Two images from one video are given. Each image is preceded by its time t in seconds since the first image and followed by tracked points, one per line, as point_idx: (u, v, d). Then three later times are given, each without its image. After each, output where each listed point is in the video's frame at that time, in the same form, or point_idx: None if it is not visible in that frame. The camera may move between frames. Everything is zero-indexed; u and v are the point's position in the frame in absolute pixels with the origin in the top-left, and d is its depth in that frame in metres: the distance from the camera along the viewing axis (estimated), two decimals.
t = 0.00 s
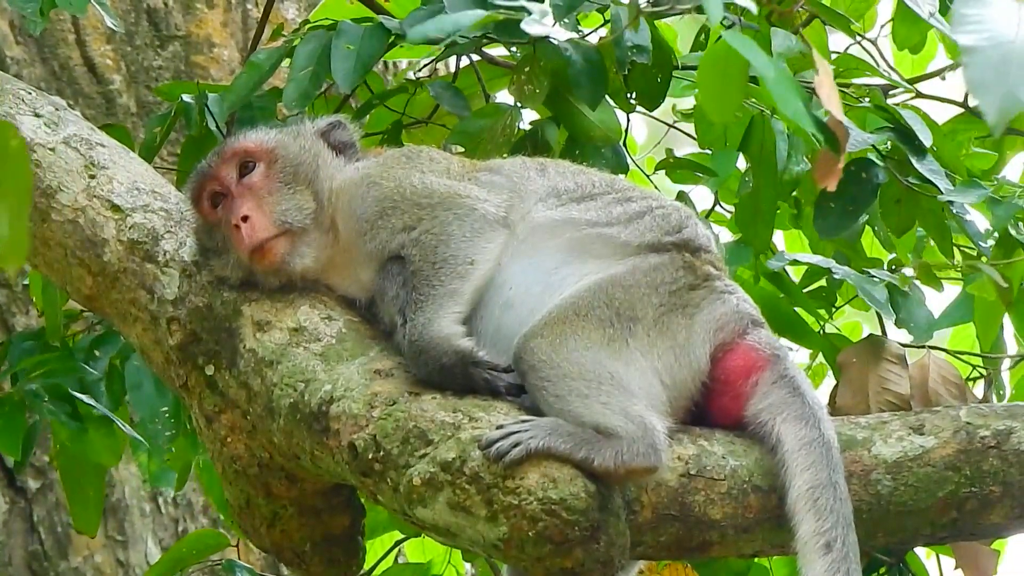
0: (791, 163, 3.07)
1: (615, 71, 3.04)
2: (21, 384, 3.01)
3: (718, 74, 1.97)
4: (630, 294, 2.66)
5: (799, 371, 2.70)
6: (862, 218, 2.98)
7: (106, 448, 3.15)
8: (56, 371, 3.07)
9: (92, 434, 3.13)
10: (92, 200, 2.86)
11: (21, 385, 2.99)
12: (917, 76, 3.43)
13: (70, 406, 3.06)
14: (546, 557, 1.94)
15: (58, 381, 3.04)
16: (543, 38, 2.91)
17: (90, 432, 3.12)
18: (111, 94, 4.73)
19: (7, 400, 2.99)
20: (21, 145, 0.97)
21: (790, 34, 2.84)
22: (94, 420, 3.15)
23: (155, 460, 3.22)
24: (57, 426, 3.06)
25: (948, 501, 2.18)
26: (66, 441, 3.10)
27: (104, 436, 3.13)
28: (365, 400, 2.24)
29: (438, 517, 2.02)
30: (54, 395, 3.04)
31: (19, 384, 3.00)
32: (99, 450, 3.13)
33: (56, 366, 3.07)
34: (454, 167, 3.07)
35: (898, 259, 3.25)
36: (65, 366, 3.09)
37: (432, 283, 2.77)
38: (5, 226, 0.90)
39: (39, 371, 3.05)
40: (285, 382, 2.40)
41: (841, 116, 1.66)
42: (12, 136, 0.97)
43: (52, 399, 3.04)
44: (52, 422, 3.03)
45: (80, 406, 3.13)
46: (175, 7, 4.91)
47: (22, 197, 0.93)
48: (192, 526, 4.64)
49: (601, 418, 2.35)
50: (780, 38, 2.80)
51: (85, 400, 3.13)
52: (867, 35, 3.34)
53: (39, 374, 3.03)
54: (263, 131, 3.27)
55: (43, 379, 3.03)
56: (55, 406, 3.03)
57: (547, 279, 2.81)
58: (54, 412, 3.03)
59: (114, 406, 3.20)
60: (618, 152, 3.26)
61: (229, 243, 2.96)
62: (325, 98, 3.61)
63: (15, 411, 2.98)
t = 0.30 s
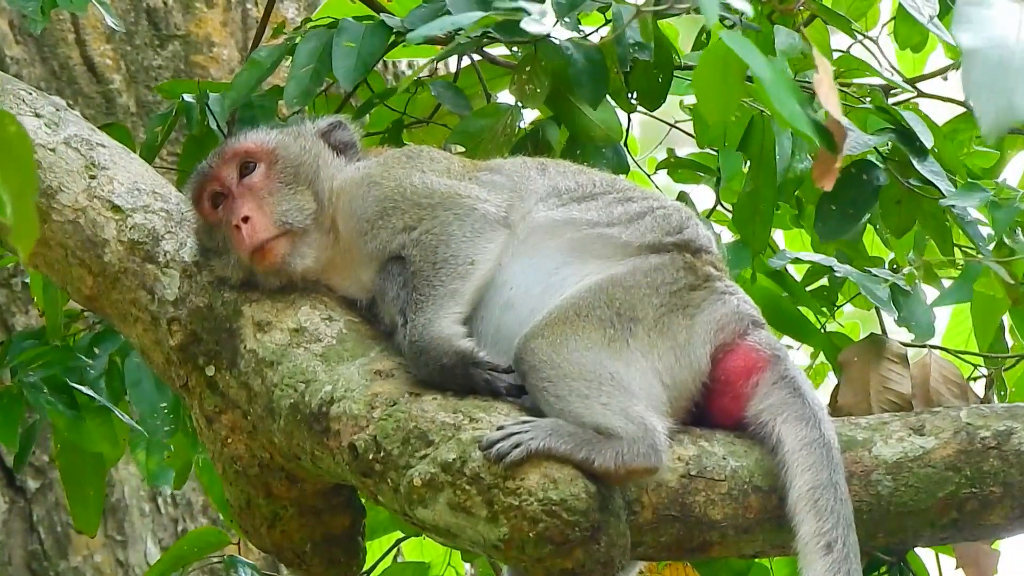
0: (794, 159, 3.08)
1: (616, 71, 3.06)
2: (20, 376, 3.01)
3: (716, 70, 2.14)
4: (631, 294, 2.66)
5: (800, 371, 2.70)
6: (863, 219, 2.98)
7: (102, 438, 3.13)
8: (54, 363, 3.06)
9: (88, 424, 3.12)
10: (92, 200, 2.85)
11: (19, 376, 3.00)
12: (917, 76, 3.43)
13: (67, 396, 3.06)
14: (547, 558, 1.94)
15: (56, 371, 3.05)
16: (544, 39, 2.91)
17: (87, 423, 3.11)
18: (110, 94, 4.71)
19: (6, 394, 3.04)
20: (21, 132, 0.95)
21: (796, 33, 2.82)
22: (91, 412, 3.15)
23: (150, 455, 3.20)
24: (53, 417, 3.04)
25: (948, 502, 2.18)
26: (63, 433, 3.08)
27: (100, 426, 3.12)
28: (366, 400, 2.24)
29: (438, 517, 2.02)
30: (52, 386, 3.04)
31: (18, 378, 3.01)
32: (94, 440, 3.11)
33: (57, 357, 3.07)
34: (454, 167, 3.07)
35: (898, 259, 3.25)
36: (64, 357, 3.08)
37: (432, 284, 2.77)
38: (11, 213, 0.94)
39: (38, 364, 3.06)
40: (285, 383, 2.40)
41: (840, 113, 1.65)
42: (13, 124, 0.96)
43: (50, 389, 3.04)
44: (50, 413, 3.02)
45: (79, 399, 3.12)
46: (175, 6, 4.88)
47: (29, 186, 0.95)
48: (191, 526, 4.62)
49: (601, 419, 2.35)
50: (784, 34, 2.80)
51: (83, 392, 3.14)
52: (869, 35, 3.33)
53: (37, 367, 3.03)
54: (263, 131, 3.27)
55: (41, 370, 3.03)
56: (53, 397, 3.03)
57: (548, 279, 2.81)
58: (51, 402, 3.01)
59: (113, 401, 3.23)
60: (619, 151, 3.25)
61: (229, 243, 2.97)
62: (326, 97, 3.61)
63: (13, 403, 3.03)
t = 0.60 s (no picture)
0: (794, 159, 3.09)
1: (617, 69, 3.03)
2: (23, 381, 3.00)
3: (691, 81, 2.69)
4: (631, 294, 2.66)
5: (800, 371, 2.70)
6: (863, 217, 2.98)
7: (106, 448, 3.13)
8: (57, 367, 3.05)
9: (91, 431, 3.11)
10: (93, 200, 2.85)
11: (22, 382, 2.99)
12: (918, 76, 3.43)
13: (70, 403, 3.06)
14: (547, 557, 1.94)
15: (60, 377, 3.03)
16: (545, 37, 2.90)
17: (90, 430, 3.10)
18: (110, 94, 4.71)
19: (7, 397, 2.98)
20: None
21: (794, 32, 2.89)
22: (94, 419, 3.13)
23: (156, 454, 3.17)
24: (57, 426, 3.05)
25: (948, 502, 2.18)
26: (65, 439, 3.08)
27: (103, 434, 3.11)
28: (366, 400, 2.24)
29: (438, 517, 2.02)
30: (56, 393, 3.03)
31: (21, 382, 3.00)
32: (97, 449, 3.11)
33: (61, 363, 3.06)
34: (455, 166, 3.07)
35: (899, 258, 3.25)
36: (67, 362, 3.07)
37: (433, 283, 2.77)
38: None
39: (42, 368, 3.03)
40: (285, 383, 2.40)
41: (822, 121, 1.64)
42: None
43: (53, 395, 3.03)
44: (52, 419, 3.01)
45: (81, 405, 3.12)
46: (175, 6, 4.87)
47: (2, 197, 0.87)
48: (191, 526, 4.61)
49: (602, 419, 2.35)
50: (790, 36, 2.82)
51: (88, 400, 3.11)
52: (868, 36, 3.33)
53: (41, 371, 3.02)
54: (264, 131, 3.27)
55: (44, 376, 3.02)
56: (56, 403, 3.03)
57: (548, 278, 2.81)
58: (55, 408, 3.02)
59: (114, 403, 3.20)
60: (620, 151, 3.26)
61: (229, 243, 2.97)
62: (326, 97, 3.61)
63: (16, 407, 2.96)
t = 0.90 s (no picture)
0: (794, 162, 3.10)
1: (617, 71, 3.03)
2: (22, 378, 2.98)
3: (711, 76, 2.02)
4: (631, 295, 2.66)
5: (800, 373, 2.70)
6: (863, 219, 2.99)
7: (104, 445, 3.08)
8: (56, 365, 3.02)
9: (89, 429, 3.07)
10: (92, 201, 2.84)
11: (22, 378, 2.96)
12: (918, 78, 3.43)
13: (68, 401, 3.05)
14: (546, 559, 1.94)
15: (59, 373, 3.00)
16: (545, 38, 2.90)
17: (88, 426, 3.06)
18: (109, 95, 4.70)
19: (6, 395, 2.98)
20: (33, 141, 1.03)
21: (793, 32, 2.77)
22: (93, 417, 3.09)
23: (155, 456, 3.18)
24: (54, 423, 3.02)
25: (948, 503, 2.18)
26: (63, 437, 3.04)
27: (101, 431, 3.07)
28: (366, 401, 2.24)
29: (438, 518, 2.02)
30: (54, 390, 3.03)
31: (20, 379, 2.97)
32: (96, 445, 3.06)
33: (61, 360, 3.03)
34: (455, 168, 3.07)
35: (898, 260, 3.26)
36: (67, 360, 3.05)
37: (433, 285, 2.77)
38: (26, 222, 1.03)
39: (41, 365, 3.01)
40: (285, 384, 2.40)
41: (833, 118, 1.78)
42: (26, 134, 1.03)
43: (51, 393, 3.02)
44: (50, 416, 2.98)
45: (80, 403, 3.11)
46: (174, 7, 4.87)
47: (39, 198, 1.04)
48: (191, 527, 4.61)
49: (601, 420, 2.34)
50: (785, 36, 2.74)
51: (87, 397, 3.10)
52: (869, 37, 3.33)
53: (40, 368, 2.99)
54: (263, 132, 3.27)
55: (44, 372, 2.99)
56: (54, 401, 3.01)
57: (548, 280, 2.81)
58: (53, 406, 3.00)
59: (113, 404, 3.21)
60: (620, 152, 3.26)
61: (229, 244, 2.97)
62: (326, 99, 3.62)
63: (15, 406, 2.97)
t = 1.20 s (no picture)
0: (794, 162, 3.10)
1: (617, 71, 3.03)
2: (23, 379, 2.98)
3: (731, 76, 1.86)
4: (631, 295, 2.66)
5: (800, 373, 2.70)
6: (863, 218, 2.99)
7: (107, 444, 3.06)
8: (57, 366, 3.02)
9: (92, 428, 3.06)
10: (93, 201, 2.84)
11: (23, 379, 2.96)
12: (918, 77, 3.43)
13: (71, 400, 3.05)
14: (546, 558, 1.94)
15: (61, 373, 3.01)
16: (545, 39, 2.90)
17: (90, 424, 3.06)
18: (109, 94, 4.70)
19: (8, 397, 2.98)
20: (44, 137, 0.97)
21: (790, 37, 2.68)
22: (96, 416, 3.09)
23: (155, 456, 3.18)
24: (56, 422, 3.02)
25: (948, 503, 2.18)
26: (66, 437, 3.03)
27: (105, 430, 3.07)
28: (367, 401, 2.24)
29: (439, 518, 2.02)
30: (57, 390, 3.03)
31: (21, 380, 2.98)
32: (98, 444, 3.04)
33: (62, 361, 3.04)
34: (455, 168, 3.07)
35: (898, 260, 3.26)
36: (69, 361, 3.05)
37: (433, 285, 2.77)
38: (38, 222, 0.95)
39: (42, 367, 3.01)
40: (286, 384, 2.40)
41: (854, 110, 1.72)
42: (36, 128, 0.98)
43: (54, 392, 3.02)
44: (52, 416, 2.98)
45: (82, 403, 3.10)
46: (174, 6, 4.87)
47: (52, 198, 0.96)
48: (191, 526, 4.62)
49: (601, 420, 2.34)
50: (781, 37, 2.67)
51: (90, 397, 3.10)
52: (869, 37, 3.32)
53: (42, 369, 3.00)
54: (263, 132, 3.27)
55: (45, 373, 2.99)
56: (56, 400, 3.01)
57: (548, 280, 2.81)
58: (55, 405, 2.99)
59: (113, 403, 3.20)
60: (620, 152, 3.26)
61: (229, 244, 2.97)
62: (326, 98, 3.62)
63: (18, 404, 2.99)
